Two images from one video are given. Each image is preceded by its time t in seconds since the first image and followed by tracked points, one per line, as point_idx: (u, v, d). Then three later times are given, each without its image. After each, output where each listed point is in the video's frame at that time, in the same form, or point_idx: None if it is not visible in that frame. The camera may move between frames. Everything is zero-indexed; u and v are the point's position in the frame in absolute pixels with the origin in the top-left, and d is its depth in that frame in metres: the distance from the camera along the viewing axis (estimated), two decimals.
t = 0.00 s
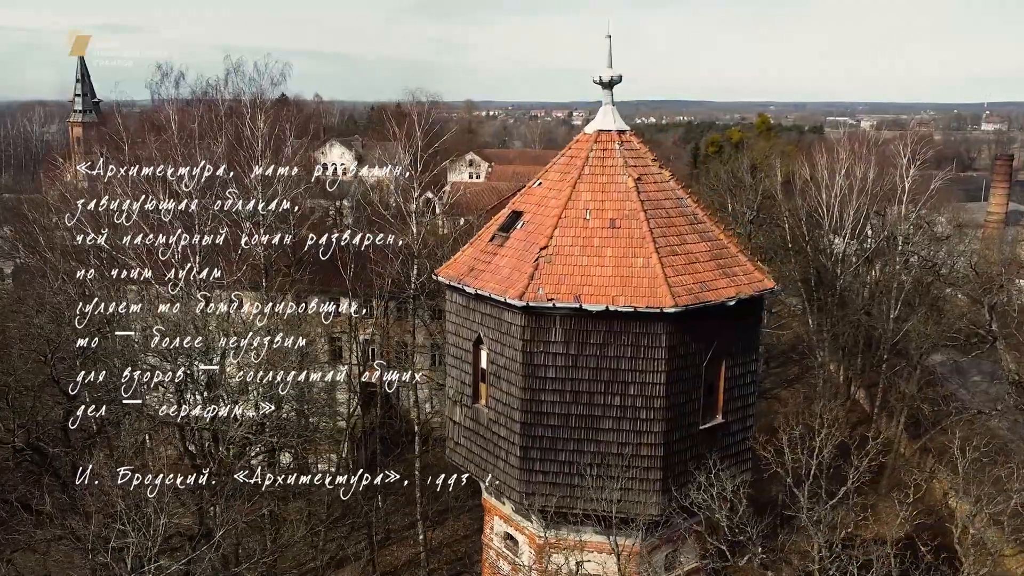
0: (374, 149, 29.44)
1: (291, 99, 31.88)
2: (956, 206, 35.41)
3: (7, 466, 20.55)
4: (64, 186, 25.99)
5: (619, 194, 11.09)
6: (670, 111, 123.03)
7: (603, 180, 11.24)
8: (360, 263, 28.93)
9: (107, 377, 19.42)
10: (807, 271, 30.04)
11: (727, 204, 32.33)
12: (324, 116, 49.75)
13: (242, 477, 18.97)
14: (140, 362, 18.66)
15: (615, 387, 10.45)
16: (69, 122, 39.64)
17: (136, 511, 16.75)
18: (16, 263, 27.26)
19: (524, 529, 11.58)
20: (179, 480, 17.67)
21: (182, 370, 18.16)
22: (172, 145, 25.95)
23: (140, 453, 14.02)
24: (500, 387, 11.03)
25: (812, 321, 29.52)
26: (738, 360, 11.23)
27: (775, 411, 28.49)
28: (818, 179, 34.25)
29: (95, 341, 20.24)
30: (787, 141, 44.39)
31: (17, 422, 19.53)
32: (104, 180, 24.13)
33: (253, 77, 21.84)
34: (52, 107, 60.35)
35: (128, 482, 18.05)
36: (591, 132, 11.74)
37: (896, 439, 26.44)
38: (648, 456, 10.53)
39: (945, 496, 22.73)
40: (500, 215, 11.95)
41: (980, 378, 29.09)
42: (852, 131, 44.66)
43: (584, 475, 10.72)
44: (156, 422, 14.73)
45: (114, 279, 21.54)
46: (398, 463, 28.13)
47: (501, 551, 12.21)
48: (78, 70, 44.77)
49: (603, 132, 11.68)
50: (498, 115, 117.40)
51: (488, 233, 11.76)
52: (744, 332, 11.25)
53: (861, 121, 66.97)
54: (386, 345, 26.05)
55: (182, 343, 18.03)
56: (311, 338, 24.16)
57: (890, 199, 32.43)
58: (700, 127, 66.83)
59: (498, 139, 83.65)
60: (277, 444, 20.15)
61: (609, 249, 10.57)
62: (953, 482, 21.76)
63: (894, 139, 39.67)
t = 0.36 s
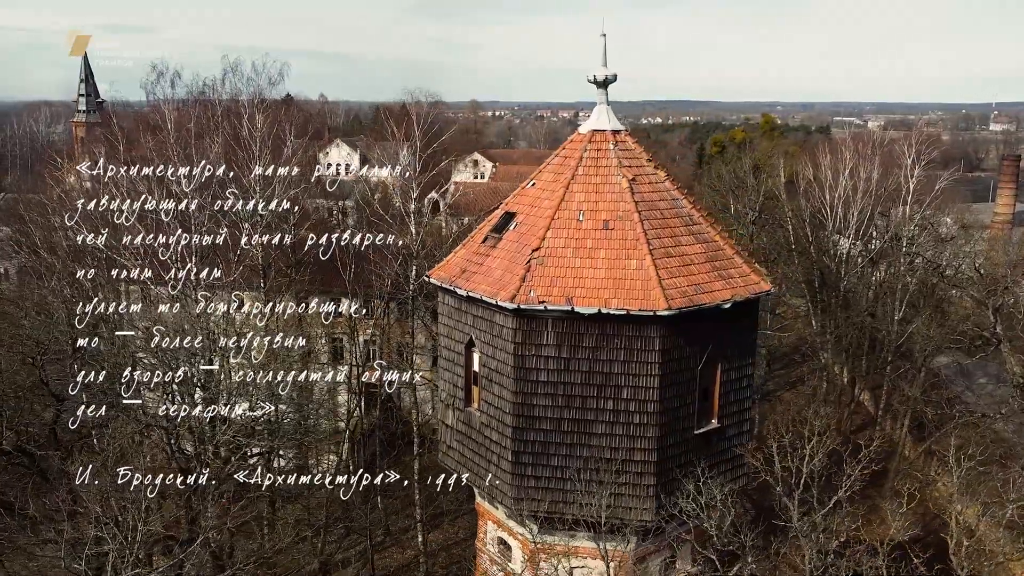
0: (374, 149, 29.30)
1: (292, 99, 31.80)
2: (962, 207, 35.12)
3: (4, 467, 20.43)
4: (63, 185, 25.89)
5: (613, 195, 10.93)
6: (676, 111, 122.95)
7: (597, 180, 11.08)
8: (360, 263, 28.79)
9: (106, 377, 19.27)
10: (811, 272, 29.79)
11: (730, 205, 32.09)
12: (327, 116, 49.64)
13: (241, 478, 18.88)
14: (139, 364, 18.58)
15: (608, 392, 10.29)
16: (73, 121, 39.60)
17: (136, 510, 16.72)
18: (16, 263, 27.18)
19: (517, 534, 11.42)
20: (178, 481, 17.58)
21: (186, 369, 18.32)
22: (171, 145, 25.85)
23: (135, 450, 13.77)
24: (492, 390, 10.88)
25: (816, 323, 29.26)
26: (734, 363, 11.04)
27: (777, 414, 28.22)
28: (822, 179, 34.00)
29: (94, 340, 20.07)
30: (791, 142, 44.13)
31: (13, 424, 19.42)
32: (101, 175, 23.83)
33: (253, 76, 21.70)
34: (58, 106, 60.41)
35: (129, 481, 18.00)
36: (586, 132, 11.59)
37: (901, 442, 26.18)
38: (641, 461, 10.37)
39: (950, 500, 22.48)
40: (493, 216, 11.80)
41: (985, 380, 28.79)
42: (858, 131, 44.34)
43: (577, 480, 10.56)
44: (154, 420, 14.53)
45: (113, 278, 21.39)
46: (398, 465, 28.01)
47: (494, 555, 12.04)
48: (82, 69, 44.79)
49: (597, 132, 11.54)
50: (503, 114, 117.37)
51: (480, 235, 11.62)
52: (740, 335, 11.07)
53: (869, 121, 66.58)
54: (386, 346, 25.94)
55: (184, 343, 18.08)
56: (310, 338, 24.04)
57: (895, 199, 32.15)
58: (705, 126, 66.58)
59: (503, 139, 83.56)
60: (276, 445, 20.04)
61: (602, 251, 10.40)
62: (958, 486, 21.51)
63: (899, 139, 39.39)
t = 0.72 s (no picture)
0: (375, 148, 29.18)
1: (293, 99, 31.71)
2: (968, 207, 34.80)
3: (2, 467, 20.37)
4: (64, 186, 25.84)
5: (607, 195, 10.79)
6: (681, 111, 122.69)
7: (591, 180, 10.95)
8: (360, 263, 28.65)
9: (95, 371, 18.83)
10: (814, 273, 29.54)
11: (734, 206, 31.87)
12: (330, 116, 49.56)
13: (241, 478, 18.78)
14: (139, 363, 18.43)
15: (602, 394, 10.15)
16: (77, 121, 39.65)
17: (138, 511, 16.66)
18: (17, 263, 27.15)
19: (511, 538, 11.27)
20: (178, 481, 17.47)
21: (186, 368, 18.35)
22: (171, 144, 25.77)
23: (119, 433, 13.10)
24: (485, 393, 10.75)
25: (819, 324, 29.02)
26: (730, 366, 10.89)
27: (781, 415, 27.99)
28: (826, 179, 33.74)
29: (93, 338, 19.85)
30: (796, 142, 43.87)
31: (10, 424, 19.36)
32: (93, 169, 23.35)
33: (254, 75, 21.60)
34: (64, 106, 60.54)
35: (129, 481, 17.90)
36: (581, 131, 11.46)
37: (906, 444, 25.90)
38: (636, 464, 10.22)
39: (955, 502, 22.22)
40: (487, 217, 11.67)
41: (992, 382, 28.49)
42: (863, 131, 44.06)
43: (570, 483, 10.41)
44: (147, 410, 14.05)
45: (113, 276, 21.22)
46: (399, 466, 27.88)
47: (489, 559, 11.90)
48: (87, 70, 44.88)
49: (593, 132, 11.41)
50: (509, 114, 117.26)
51: (474, 235, 11.49)
52: (737, 337, 10.92)
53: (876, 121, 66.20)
54: (386, 346, 25.81)
55: (183, 343, 18.18)
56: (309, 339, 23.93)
57: (900, 200, 31.88)
58: (711, 127, 66.32)
59: (508, 139, 83.49)
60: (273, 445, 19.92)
61: (596, 252, 10.27)
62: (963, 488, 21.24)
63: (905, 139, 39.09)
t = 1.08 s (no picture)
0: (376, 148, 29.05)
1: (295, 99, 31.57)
2: (975, 208, 34.45)
3: None
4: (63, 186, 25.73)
5: (601, 195, 10.62)
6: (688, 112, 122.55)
7: (585, 180, 10.78)
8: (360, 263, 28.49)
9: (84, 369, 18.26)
10: (818, 274, 29.26)
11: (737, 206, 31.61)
12: (334, 115, 49.43)
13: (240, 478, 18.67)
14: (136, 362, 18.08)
15: (594, 398, 9.98)
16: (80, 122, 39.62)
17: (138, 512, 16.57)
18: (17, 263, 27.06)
19: (504, 543, 11.11)
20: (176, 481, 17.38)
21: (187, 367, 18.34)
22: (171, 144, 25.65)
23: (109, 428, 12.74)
24: (476, 396, 10.60)
25: (823, 326, 28.73)
26: (726, 369, 10.71)
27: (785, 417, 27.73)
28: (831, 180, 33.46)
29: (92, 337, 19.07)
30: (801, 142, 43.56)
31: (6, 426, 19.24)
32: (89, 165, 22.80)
33: (252, 74, 21.49)
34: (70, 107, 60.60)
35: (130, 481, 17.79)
36: (575, 131, 11.31)
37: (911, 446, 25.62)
38: (628, 470, 10.05)
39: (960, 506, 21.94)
40: (480, 217, 11.52)
41: (998, 384, 28.17)
42: (869, 131, 43.72)
43: (562, 488, 10.24)
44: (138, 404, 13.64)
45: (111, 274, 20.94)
46: (400, 467, 27.72)
47: (482, 564, 11.74)
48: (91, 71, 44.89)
49: (587, 131, 11.25)
50: (515, 114, 117.16)
51: (467, 236, 11.34)
52: (733, 341, 10.73)
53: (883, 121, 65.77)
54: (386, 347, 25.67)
55: (182, 342, 18.20)
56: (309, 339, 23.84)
57: (905, 200, 31.57)
58: (717, 127, 66.00)
59: (513, 139, 83.35)
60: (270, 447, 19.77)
61: (589, 253, 10.10)
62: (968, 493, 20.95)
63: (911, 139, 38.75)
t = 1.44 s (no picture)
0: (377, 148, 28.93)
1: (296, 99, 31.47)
2: (981, 208, 34.12)
3: None
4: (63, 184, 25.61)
5: (595, 195, 10.48)
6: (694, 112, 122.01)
7: (579, 179, 10.64)
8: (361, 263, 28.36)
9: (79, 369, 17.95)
10: (822, 275, 29.00)
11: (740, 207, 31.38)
12: (338, 115, 49.32)
13: (240, 478, 18.54)
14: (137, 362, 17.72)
15: (587, 401, 9.84)
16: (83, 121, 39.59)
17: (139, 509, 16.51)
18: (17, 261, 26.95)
19: (498, 547, 10.99)
20: (176, 481, 17.25)
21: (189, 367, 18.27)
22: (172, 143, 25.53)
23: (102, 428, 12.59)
24: (468, 398, 10.47)
25: (827, 327, 28.48)
26: (722, 372, 10.56)
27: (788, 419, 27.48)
28: (835, 180, 33.19)
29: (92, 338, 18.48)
30: (806, 142, 43.27)
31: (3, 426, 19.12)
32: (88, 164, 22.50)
33: (252, 72, 21.35)
34: (75, 107, 60.54)
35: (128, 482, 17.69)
36: (570, 129, 11.17)
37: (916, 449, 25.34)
38: (623, 473, 9.90)
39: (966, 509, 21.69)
40: (474, 217, 11.39)
41: (1005, 386, 27.85)
42: (875, 131, 43.37)
43: (555, 493, 10.10)
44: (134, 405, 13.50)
45: (109, 273, 20.76)
46: (400, 468, 27.57)
47: (476, 568, 11.60)
48: (95, 71, 44.88)
49: (582, 130, 11.11)
50: (521, 114, 116.91)
51: (460, 236, 11.21)
52: (729, 342, 10.59)
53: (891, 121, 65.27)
54: (386, 348, 25.53)
55: (182, 343, 18.17)
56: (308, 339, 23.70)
57: (910, 200, 31.28)
58: (723, 127, 65.66)
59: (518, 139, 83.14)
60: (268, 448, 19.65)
61: (583, 254, 9.96)
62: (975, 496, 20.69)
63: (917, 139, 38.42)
